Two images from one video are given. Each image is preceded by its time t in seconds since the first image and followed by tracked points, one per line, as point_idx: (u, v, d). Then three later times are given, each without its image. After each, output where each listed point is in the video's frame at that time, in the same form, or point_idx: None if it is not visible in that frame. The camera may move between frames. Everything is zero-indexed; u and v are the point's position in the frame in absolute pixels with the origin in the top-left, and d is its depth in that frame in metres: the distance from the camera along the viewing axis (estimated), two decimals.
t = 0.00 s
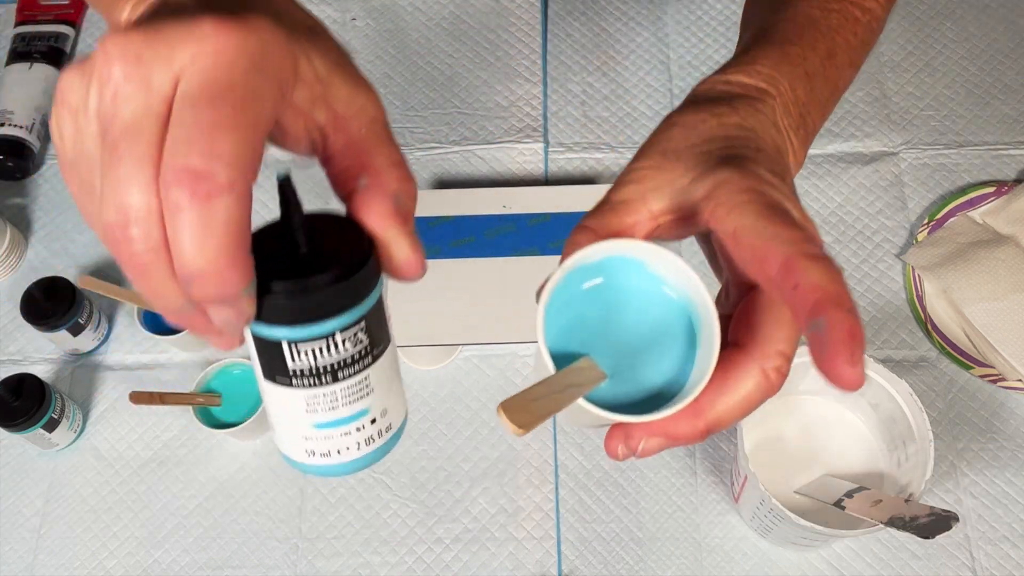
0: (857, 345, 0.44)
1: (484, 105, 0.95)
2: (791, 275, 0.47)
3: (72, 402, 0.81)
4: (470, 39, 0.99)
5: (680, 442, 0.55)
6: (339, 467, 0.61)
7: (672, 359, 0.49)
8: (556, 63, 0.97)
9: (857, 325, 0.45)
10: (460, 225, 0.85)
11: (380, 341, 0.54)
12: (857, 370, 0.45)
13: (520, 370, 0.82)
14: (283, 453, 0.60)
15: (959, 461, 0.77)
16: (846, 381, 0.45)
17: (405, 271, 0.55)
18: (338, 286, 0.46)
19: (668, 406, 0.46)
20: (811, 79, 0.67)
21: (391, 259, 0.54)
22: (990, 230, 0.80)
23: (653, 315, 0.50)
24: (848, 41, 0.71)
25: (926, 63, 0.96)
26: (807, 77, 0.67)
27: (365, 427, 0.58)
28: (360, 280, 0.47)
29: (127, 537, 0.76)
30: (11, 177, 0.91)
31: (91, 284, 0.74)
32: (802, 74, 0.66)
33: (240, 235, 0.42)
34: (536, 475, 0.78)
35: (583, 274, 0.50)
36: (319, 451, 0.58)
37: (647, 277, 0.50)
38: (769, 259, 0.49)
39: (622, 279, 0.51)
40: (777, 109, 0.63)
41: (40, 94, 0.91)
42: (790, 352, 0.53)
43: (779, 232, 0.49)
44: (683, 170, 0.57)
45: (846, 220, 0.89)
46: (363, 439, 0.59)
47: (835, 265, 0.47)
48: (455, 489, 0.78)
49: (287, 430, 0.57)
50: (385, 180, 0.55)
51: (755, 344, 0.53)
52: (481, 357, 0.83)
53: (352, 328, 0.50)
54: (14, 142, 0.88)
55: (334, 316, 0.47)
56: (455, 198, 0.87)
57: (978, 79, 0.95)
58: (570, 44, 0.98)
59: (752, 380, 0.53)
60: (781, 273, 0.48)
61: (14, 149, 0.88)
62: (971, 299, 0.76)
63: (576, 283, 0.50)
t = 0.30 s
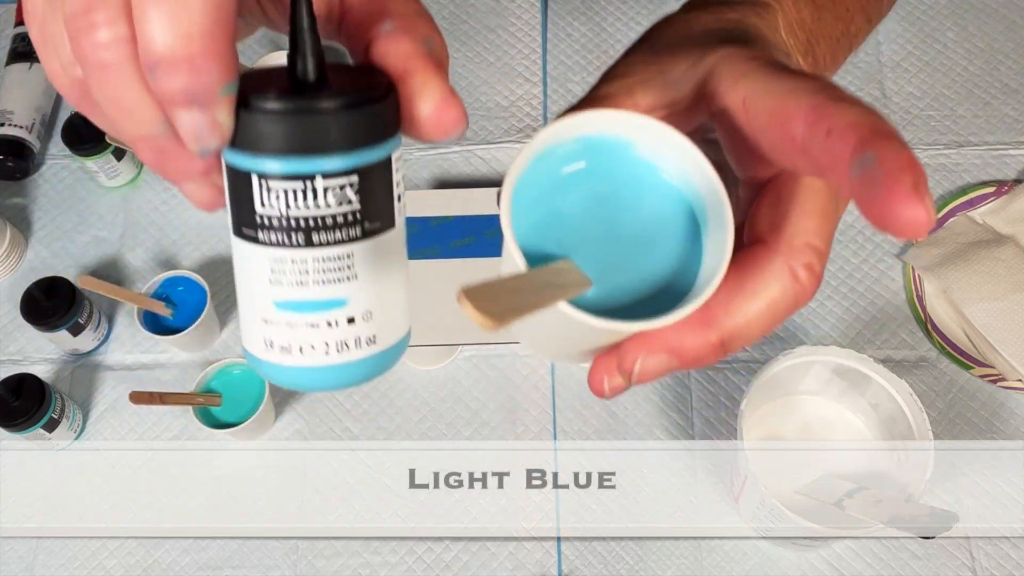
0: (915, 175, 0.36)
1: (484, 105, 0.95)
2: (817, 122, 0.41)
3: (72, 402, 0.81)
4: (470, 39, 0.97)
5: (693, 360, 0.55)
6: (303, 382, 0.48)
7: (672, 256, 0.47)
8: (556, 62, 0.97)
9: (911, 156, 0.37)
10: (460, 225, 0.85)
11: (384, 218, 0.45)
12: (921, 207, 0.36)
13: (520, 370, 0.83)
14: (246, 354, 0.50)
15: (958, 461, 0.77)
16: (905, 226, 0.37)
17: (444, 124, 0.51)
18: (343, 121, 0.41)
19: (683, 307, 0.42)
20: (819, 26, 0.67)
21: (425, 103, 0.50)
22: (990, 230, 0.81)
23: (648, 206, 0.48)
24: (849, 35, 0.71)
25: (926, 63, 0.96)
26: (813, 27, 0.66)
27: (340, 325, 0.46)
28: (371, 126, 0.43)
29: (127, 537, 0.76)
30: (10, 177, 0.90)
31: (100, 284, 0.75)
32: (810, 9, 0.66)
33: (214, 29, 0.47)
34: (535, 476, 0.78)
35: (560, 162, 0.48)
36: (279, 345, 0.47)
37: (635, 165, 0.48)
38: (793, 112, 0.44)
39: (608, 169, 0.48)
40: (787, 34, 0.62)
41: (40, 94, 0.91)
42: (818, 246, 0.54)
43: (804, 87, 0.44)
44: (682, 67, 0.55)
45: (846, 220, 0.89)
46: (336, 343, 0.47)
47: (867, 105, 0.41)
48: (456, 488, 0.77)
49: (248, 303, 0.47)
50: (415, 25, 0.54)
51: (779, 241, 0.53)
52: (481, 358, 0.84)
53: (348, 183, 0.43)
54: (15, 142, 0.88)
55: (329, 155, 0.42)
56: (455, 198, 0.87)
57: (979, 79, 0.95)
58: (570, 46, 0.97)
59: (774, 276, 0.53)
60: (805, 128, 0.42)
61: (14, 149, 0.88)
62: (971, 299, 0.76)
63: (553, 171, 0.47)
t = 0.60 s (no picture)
0: (922, 105, 0.36)
1: (484, 106, 0.94)
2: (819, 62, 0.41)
3: (72, 402, 0.81)
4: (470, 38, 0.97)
5: (688, 321, 0.51)
6: (249, 319, 0.41)
7: (663, 209, 0.42)
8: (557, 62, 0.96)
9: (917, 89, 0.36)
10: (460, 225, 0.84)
11: (360, 125, 0.41)
12: (931, 136, 0.35)
13: (520, 370, 0.83)
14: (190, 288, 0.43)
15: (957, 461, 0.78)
16: (914, 158, 0.36)
17: (445, 35, 0.52)
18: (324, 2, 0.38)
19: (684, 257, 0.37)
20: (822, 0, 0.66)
21: (424, 20, 0.51)
22: (990, 231, 0.80)
23: (637, 160, 0.43)
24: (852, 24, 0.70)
25: (927, 63, 0.96)
26: None
27: (297, 242, 0.40)
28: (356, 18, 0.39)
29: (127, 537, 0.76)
30: (10, 178, 0.90)
31: (104, 284, 0.74)
32: None
33: None
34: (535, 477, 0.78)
35: (545, 109, 0.42)
36: (224, 265, 0.41)
37: (626, 114, 0.43)
38: (794, 55, 0.43)
39: (595, 118, 0.43)
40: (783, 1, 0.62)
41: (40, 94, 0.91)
42: (825, 200, 0.50)
43: (807, 33, 0.44)
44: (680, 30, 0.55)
45: (846, 220, 0.89)
46: (289, 264, 0.40)
47: (870, 46, 0.40)
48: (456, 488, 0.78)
49: (196, 222, 0.41)
50: None
51: (782, 194, 0.49)
52: (481, 358, 0.84)
53: (323, 73, 0.39)
54: (15, 142, 0.88)
55: (310, 40, 0.38)
56: (456, 199, 0.86)
57: (978, 80, 0.95)
58: (571, 48, 0.96)
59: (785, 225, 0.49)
60: (806, 72, 0.42)
61: (14, 149, 0.88)
62: (971, 299, 0.76)
63: (536, 122, 0.42)
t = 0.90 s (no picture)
0: (882, 121, 0.36)
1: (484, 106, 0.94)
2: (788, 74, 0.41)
3: (72, 402, 0.81)
4: (470, 38, 0.97)
5: (661, 327, 0.51)
6: (248, 341, 0.44)
7: (638, 215, 0.42)
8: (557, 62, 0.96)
9: (880, 104, 0.37)
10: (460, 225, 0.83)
11: (353, 154, 0.43)
12: (888, 152, 0.36)
13: (520, 370, 0.83)
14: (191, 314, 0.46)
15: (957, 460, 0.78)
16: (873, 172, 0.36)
17: (435, 66, 0.54)
18: (318, 38, 0.41)
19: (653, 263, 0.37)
20: None
21: (413, 50, 0.53)
22: (990, 230, 0.80)
23: (612, 167, 0.43)
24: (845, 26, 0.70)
25: (926, 63, 0.96)
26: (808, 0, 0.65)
27: (295, 267, 0.43)
28: (350, 54, 0.42)
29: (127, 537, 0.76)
30: (10, 178, 0.90)
31: (104, 284, 0.75)
32: None
33: None
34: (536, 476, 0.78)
35: (519, 119, 0.42)
36: (224, 291, 0.43)
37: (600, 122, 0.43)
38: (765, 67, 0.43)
39: (570, 127, 0.43)
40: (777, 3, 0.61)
41: (40, 94, 0.91)
42: (797, 207, 0.49)
43: (779, 45, 0.44)
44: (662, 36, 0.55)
45: (845, 220, 0.89)
46: (287, 289, 0.43)
47: (838, 59, 0.41)
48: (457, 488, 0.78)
49: (196, 248, 0.44)
50: None
51: (755, 202, 0.49)
52: (481, 357, 0.84)
53: (316, 106, 0.42)
54: (15, 142, 0.88)
55: (301, 73, 0.41)
56: (456, 199, 0.86)
57: (979, 80, 0.95)
58: (570, 48, 0.96)
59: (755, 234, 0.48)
60: (776, 83, 0.42)
61: (14, 149, 0.88)
62: (971, 299, 0.76)
63: (511, 132, 0.42)
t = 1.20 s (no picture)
0: (858, 118, 0.35)
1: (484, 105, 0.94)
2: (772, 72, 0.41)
3: (72, 402, 0.81)
4: (470, 38, 0.97)
5: (648, 322, 0.50)
6: (251, 343, 0.44)
7: (624, 212, 0.42)
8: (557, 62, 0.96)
9: (858, 102, 0.36)
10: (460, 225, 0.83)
11: (355, 160, 0.43)
12: (864, 151, 0.35)
13: (520, 370, 0.83)
14: (195, 317, 0.46)
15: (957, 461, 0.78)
16: (848, 172, 0.36)
17: (438, 72, 0.54)
18: (321, 45, 0.41)
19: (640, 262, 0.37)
20: None
21: (415, 55, 0.53)
22: (990, 230, 0.80)
23: (599, 164, 0.43)
24: (841, 23, 0.70)
25: (926, 63, 0.96)
26: None
27: (299, 271, 0.43)
28: (353, 60, 0.42)
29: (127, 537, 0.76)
30: (10, 178, 0.90)
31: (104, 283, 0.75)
32: None
33: None
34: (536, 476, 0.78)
35: (506, 116, 0.42)
36: (229, 294, 0.43)
37: (587, 119, 0.42)
38: (750, 65, 0.43)
39: (557, 124, 0.43)
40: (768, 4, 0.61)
41: (40, 93, 0.91)
42: (785, 205, 0.49)
43: (765, 43, 0.44)
44: (654, 33, 0.55)
45: (845, 220, 0.89)
46: (291, 292, 0.43)
47: (822, 58, 0.40)
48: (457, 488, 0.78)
49: (201, 251, 0.44)
50: None
51: (741, 201, 0.48)
52: (481, 357, 0.84)
53: (321, 111, 0.42)
54: (15, 142, 0.88)
55: (305, 80, 0.41)
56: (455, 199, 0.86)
57: (979, 80, 0.95)
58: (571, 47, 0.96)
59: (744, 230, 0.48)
60: (759, 81, 0.42)
61: (14, 149, 0.88)
62: (971, 299, 0.76)
63: (497, 129, 0.42)
